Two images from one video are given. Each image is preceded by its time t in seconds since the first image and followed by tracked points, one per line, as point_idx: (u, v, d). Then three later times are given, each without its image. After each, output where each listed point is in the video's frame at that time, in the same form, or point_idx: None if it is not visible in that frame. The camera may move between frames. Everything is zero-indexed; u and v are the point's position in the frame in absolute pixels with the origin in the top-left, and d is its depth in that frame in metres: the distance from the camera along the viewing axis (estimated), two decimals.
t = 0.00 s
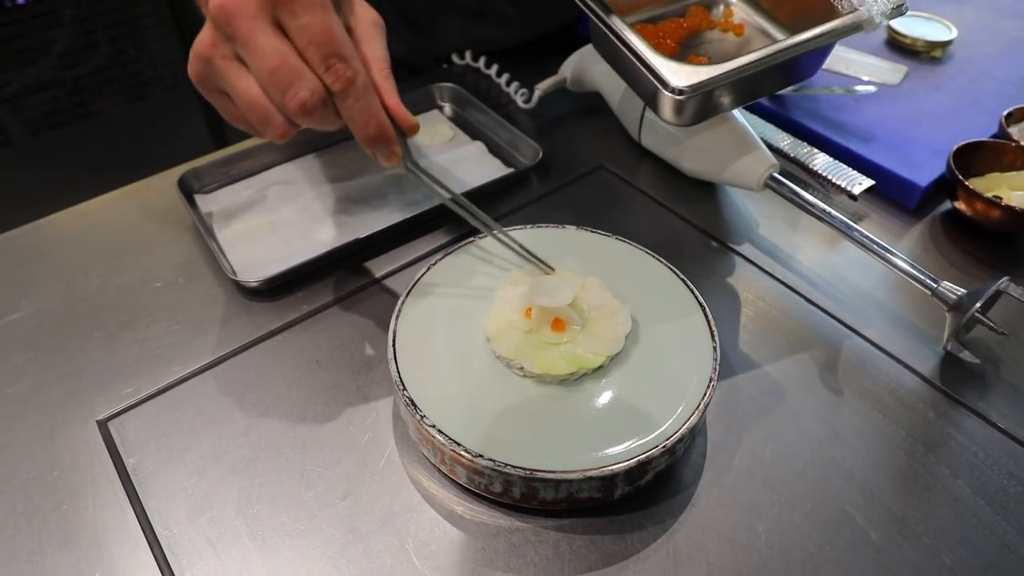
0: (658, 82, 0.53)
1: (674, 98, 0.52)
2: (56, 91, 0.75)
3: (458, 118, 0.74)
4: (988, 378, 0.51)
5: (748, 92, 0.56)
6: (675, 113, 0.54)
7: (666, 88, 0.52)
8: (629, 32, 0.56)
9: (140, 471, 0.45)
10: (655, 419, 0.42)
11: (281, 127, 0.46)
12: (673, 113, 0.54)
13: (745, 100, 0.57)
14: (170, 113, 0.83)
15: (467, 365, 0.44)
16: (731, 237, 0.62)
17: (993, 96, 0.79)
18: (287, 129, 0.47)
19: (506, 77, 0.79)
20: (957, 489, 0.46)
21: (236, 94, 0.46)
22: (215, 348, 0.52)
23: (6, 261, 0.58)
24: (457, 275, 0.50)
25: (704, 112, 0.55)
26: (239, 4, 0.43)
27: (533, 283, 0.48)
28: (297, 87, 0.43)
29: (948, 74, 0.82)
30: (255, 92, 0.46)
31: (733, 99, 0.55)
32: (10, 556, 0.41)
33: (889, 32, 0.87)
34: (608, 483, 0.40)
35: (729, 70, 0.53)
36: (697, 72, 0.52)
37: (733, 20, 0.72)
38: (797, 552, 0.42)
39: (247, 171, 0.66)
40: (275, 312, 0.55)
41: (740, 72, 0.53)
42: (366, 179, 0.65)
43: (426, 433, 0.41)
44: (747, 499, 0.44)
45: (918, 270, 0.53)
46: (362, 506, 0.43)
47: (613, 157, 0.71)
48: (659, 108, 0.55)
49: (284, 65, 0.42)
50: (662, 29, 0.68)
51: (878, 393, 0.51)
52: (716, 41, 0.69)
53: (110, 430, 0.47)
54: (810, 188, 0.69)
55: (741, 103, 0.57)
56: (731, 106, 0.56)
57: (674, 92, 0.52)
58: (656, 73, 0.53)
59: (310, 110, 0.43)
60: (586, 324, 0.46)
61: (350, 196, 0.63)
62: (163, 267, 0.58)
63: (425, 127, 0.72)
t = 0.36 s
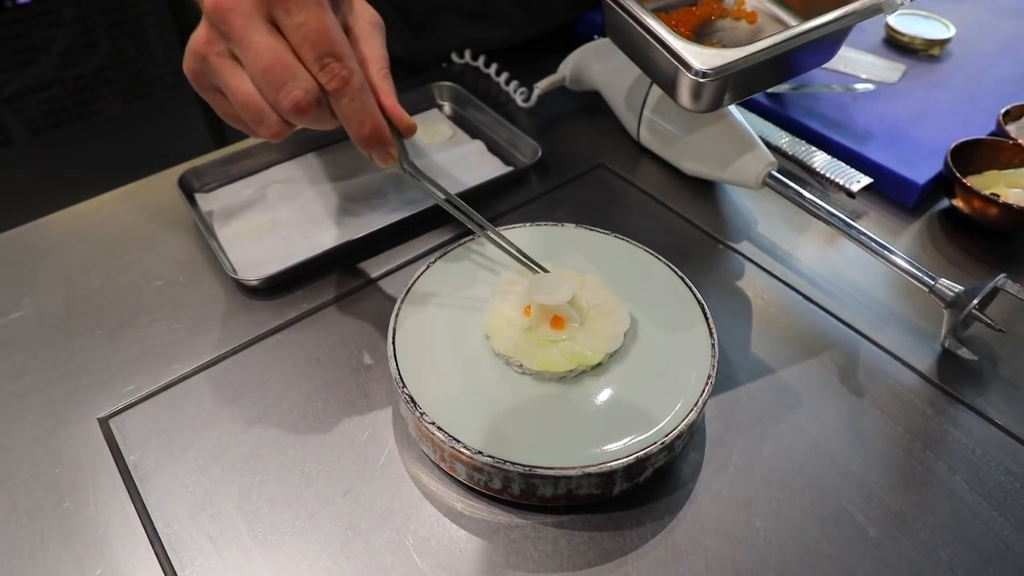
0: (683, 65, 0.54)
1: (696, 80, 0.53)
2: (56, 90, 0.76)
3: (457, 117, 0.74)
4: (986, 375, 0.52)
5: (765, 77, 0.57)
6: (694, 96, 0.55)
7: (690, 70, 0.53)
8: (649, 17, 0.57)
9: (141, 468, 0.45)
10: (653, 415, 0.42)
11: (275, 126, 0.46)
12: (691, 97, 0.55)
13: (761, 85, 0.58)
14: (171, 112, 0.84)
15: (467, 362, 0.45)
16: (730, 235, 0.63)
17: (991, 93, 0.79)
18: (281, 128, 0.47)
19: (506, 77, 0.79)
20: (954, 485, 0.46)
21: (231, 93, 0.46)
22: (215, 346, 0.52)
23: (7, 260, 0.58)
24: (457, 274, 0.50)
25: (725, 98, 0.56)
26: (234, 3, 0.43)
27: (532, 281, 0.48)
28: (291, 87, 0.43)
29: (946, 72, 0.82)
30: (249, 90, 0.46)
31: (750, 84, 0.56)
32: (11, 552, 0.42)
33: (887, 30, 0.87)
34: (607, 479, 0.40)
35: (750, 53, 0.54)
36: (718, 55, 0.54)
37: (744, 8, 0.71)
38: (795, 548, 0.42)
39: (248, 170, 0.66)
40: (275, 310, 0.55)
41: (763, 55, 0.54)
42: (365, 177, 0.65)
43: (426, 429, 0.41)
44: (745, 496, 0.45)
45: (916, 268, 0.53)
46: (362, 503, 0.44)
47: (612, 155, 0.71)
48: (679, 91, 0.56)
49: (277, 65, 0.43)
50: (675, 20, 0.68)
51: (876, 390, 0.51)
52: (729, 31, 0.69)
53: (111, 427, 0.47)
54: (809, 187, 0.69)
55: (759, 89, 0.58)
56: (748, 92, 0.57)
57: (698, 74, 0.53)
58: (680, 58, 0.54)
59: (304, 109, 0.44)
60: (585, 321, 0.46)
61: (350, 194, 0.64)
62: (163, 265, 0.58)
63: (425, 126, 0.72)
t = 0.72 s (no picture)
0: (684, 62, 0.54)
1: (697, 77, 0.54)
2: (56, 90, 0.75)
3: (457, 117, 0.74)
4: (986, 375, 0.52)
5: (766, 74, 0.57)
6: (696, 93, 0.56)
7: (691, 66, 0.53)
8: (651, 14, 0.57)
9: (142, 467, 0.45)
10: (653, 415, 0.42)
11: (272, 132, 0.46)
12: (693, 94, 0.56)
13: (763, 81, 0.58)
14: (171, 112, 0.84)
15: (467, 362, 0.45)
16: (730, 235, 0.63)
17: (990, 93, 0.79)
18: (280, 132, 0.46)
19: (506, 76, 0.79)
20: (954, 484, 0.46)
21: (230, 96, 0.46)
22: (215, 346, 0.52)
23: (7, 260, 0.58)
24: (457, 273, 0.50)
25: (728, 95, 0.56)
26: (233, 6, 0.43)
27: (532, 281, 0.48)
28: (289, 90, 0.43)
29: (946, 72, 0.82)
30: (248, 94, 0.46)
31: (752, 80, 0.56)
32: (11, 550, 0.42)
33: (886, 30, 0.87)
34: (607, 478, 0.40)
35: (751, 51, 0.54)
36: (719, 51, 0.54)
37: (747, 6, 0.71)
38: (794, 547, 0.42)
39: (248, 169, 0.66)
40: (275, 310, 0.55)
41: (764, 52, 0.54)
42: (365, 177, 0.65)
43: (426, 429, 0.41)
44: (745, 495, 0.45)
45: (915, 267, 0.53)
46: (362, 503, 0.44)
47: (612, 155, 0.71)
48: (681, 88, 0.56)
49: (275, 68, 0.43)
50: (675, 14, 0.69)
51: (876, 390, 0.51)
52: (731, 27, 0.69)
53: (112, 427, 0.47)
54: (809, 187, 0.69)
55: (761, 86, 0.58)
56: (749, 90, 0.57)
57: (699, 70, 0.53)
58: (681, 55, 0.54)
59: (302, 113, 0.43)
60: (585, 321, 0.47)
61: (350, 194, 0.64)
62: (163, 265, 0.58)
63: (425, 126, 0.72)
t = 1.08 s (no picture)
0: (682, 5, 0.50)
1: (702, 18, 0.50)
2: (56, 90, 0.76)
3: (457, 117, 0.74)
4: (986, 377, 0.52)
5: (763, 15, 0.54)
6: (699, 41, 0.52)
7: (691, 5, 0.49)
8: None
9: (142, 468, 0.45)
10: (653, 416, 0.42)
11: None
12: (696, 44, 0.52)
13: (761, 23, 0.54)
14: (172, 111, 0.85)
15: (467, 363, 0.45)
16: (730, 236, 0.63)
17: (991, 95, 0.79)
18: None
19: (506, 77, 0.79)
20: (953, 485, 0.46)
21: None
22: (216, 347, 0.52)
23: (7, 260, 0.58)
24: (457, 275, 0.50)
25: (729, 37, 0.52)
26: None
27: (532, 282, 0.48)
28: None
29: (946, 73, 0.82)
30: None
31: (750, 21, 0.53)
32: (12, 551, 0.42)
33: (887, 32, 0.87)
34: (608, 480, 0.40)
35: None
36: None
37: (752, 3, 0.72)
38: (794, 549, 0.42)
39: (248, 170, 0.66)
40: (276, 311, 0.55)
41: None
42: (367, 178, 0.65)
43: (426, 430, 0.41)
44: (746, 496, 0.45)
45: (915, 268, 0.53)
46: (363, 504, 0.44)
47: (612, 156, 0.71)
48: (685, 40, 0.52)
49: None
50: None
51: (876, 391, 0.51)
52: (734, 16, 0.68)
53: (113, 427, 0.47)
54: (808, 188, 0.69)
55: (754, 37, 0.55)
56: (746, 35, 0.53)
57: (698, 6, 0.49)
58: None
59: None
60: (585, 322, 0.47)
61: (351, 195, 0.64)
62: (163, 265, 0.58)
63: (426, 126, 0.72)
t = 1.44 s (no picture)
0: None
1: None
2: (57, 92, 0.76)
3: (457, 121, 0.75)
4: (984, 381, 0.52)
5: None
6: None
7: None
8: None
9: (144, 472, 0.45)
10: (653, 420, 0.42)
11: None
12: None
13: None
14: (174, 113, 0.86)
15: (467, 367, 0.45)
16: (729, 240, 0.63)
17: (990, 99, 0.79)
18: None
19: (506, 81, 0.79)
20: (952, 489, 0.46)
21: None
22: (217, 350, 0.53)
23: (8, 263, 0.58)
24: (457, 279, 0.50)
25: None
26: None
27: (532, 286, 0.48)
28: None
29: (944, 77, 0.83)
30: None
31: None
32: (14, 553, 0.42)
33: (886, 35, 0.88)
34: (608, 484, 0.40)
35: None
36: None
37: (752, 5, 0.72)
38: (794, 552, 0.43)
39: (248, 174, 0.66)
40: (277, 314, 0.55)
41: None
42: (368, 182, 0.66)
43: (427, 434, 0.41)
44: (746, 499, 0.45)
45: (913, 272, 0.54)
46: (364, 508, 0.44)
47: (612, 160, 0.71)
48: None
49: None
50: None
51: (875, 395, 0.51)
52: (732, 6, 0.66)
53: (114, 431, 0.48)
54: (807, 192, 0.69)
55: None
56: None
57: None
58: None
59: None
60: (586, 326, 0.47)
61: (351, 198, 0.64)
62: (164, 269, 0.58)
63: (426, 130, 0.72)
